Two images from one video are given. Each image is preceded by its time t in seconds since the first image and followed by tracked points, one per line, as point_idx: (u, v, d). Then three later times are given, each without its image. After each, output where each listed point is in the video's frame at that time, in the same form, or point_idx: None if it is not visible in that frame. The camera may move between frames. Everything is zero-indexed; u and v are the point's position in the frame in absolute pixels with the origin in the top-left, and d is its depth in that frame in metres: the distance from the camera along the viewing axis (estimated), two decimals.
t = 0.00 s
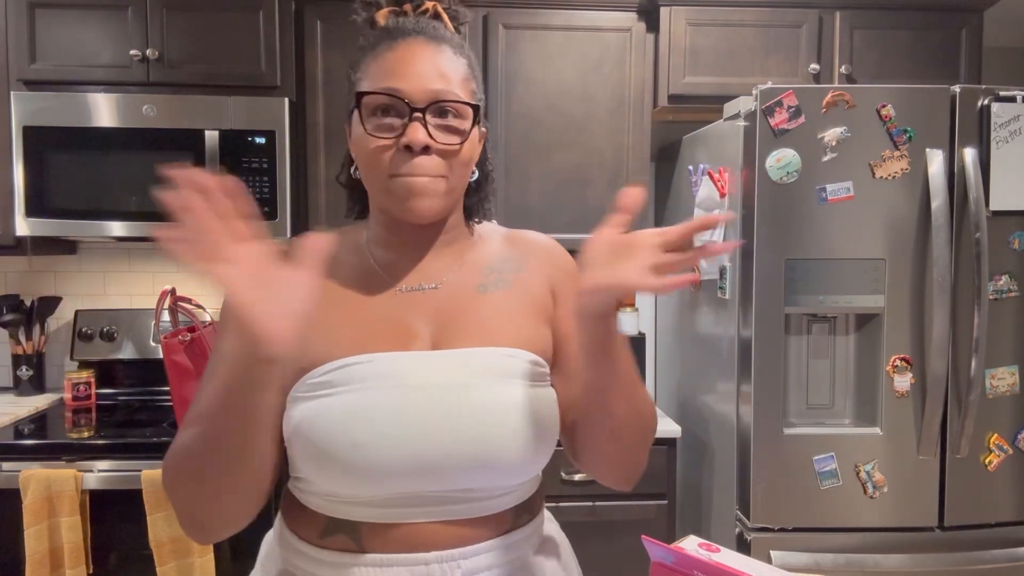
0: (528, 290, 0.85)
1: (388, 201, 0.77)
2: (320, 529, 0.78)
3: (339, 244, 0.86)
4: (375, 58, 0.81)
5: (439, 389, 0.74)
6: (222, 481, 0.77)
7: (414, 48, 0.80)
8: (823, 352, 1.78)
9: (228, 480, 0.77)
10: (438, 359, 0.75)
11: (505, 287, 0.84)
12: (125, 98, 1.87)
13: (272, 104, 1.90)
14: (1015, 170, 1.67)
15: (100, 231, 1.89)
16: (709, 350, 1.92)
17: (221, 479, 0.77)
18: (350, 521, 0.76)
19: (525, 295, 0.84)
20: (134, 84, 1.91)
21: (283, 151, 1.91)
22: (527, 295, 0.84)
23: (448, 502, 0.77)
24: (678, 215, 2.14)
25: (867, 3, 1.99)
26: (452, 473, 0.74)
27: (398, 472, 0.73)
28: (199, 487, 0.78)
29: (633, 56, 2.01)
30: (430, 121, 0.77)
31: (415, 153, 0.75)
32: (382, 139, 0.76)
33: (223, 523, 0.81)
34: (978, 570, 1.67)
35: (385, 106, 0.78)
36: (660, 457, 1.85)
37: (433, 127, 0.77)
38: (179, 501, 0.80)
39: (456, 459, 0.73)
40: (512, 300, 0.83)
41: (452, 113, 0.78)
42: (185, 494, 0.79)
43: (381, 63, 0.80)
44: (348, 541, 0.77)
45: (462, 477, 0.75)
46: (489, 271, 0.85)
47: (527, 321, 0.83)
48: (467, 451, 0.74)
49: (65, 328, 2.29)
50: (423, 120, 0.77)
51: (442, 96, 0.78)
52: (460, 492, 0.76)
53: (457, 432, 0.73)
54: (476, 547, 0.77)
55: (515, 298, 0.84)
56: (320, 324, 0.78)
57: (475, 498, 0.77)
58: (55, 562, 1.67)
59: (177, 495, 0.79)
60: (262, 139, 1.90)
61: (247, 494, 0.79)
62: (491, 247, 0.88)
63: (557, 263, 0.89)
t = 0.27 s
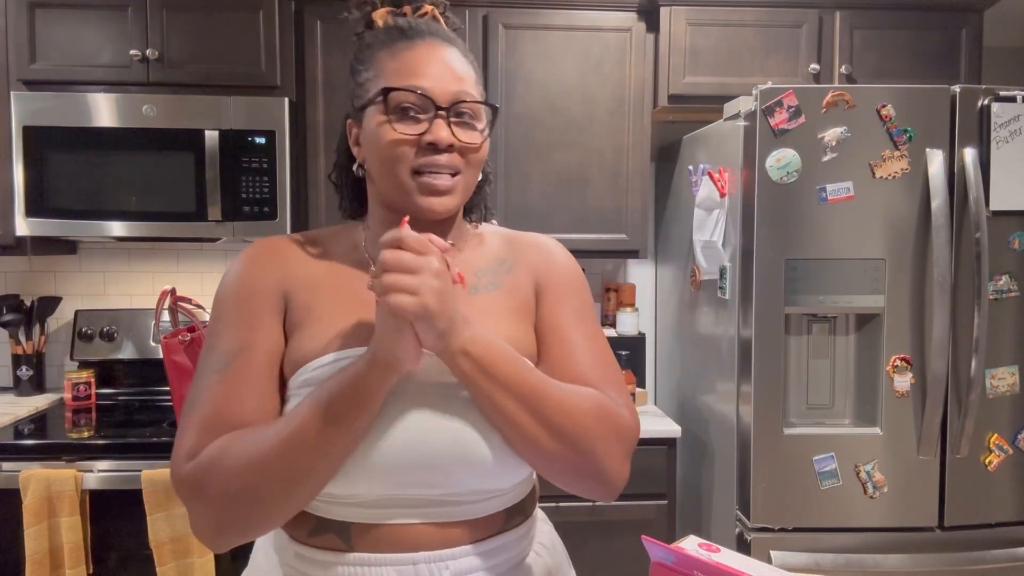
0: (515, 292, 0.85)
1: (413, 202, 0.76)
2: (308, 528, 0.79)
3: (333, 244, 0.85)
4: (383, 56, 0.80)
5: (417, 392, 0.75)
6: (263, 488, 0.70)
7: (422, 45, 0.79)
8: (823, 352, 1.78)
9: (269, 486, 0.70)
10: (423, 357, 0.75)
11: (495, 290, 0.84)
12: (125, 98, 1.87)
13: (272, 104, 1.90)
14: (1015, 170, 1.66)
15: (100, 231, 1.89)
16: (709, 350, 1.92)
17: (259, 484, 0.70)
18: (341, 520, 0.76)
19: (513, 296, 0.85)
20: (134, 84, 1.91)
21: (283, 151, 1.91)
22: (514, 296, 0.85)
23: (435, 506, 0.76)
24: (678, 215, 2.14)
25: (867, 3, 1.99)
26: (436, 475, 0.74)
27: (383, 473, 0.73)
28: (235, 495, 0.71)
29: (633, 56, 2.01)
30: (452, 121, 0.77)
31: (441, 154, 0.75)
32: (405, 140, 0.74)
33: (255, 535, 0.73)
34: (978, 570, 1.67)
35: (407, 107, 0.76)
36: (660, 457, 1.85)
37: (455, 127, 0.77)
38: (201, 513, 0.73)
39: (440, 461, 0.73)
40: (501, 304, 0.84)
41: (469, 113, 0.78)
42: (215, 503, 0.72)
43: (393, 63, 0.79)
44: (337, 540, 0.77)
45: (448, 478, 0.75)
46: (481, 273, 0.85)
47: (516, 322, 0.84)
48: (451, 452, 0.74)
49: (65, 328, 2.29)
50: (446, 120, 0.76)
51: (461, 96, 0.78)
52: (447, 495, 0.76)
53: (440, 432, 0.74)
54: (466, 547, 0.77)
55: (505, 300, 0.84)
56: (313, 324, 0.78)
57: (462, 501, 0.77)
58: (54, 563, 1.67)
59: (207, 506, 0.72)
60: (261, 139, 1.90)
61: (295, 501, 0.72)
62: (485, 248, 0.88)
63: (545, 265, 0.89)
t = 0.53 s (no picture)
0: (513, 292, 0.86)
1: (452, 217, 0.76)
2: (304, 529, 0.79)
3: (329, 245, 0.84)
4: (417, 55, 0.76)
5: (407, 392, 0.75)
6: (260, 489, 0.70)
7: (457, 49, 0.78)
8: (823, 352, 1.78)
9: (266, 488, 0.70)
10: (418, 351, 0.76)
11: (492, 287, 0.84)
12: (125, 98, 1.87)
13: (272, 104, 1.90)
14: (1015, 170, 1.66)
15: (100, 231, 1.89)
16: (709, 350, 1.92)
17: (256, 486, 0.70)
18: (337, 520, 0.76)
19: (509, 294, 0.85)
20: (134, 84, 1.91)
21: (283, 151, 1.91)
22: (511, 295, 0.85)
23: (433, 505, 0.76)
24: (678, 215, 2.14)
25: (867, 3, 1.99)
26: (432, 474, 0.74)
27: (379, 473, 0.73)
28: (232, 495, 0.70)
29: (633, 56, 2.01)
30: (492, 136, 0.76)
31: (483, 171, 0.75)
32: (454, 156, 0.73)
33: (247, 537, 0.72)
34: (978, 570, 1.67)
35: (454, 120, 0.74)
36: (660, 457, 1.85)
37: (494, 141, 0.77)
38: (198, 515, 0.73)
39: (434, 458, 0.73)
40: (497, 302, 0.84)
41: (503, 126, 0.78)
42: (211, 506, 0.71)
43: (433, 66, 0.76)
44: (333, 540, 0.77)
45: (443, 478, 0.75)
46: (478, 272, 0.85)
47: (515, 322, 0.84)
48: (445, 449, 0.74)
49: (65, 328, 2.29)
50: (488, 135, 0.76)
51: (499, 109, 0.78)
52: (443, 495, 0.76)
53: (432, 432, 0.74)
54: (464, 549, 0.77)
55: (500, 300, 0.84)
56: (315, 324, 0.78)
57: (458, 502, 0.77)
58: (54, 563, 1.67)
59: (203, 507, 0.72)
60: (261, 139, 1.90)
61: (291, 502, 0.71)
62: (481, 247, 0.88)
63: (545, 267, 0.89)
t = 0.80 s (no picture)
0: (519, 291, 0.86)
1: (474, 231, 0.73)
2: (317, 532, 0.77)
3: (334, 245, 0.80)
4: (449, 62, 0.73)
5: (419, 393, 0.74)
6: (280, 500, 0.68)
7: (488, 59, 0.75)
8: (823, 352, 1.78)
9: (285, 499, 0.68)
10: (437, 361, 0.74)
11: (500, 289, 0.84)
12: (125, 98, 1.87)
13: (272, 104, 1.90)
14: (1015, 170, 1.66)
15: (100, 231, 1.89)
16: (709, 350, 1.92)
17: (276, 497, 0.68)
18: (351, 523, 0.76)
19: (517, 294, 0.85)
20: (134, 84, 1.91)
21: (283, 151, 1.91)
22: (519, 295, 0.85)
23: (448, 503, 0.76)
24: (678, 216, 2.14)
25: (867, 3, 1.99)
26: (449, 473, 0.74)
27: (397, 477, 0.73)
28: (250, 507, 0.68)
29: (633, 56, 2.01)
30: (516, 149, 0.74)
31: (505, 186, 0.73)
32: (482, 170, 0.71)
33: (261, 548, 0.70)
34: (977, 570, 1.67)
35: (486, 134, 0.71)
36: (660, 457, 1.85)
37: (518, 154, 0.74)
38: (208, 528, 0.70)
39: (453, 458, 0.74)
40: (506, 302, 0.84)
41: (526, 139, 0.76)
42: (225, 519, 0.69)
43: (466, 75, 0.73)
44: (348, 542, 0.76)
45: (458, 477, 0.75)
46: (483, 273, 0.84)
47: (521, 322, 0.84)
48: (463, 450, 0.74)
49: (65, 328, 2.29)
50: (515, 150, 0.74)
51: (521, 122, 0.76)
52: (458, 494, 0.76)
53: (448, 433, 0.73)
54: (475, 546, 0.77)
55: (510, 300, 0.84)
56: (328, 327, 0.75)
57: (469, 500, 0.78)
58: (54, 563, 1.67)
59: (215, 520, 0.69)
60: (261, 139, 1.90)
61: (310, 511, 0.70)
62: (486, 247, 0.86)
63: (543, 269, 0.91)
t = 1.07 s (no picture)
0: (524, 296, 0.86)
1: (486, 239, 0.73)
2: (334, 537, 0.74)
3: (340, 248, 0.76)
4: (472, 68, 0.72)
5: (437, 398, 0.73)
6: (305, 516, 0.65)
7: (509, 68, 0.75)
8: (823, 352, 1.78)
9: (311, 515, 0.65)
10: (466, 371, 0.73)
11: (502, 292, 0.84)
12: (125, 98, 1.87)
13: (272, 104, 1.90)
14: (1015, 170, 1.66)
15: (100, 231, 1.89)
16: (709, 351, 1.92)
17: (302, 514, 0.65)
18: (371, 526, 0.74)
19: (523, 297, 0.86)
20: (134, 84, 1.91)
21: (283, 151, 1.91)
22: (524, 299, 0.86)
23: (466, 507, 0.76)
24: (678, 216, 2.14)
25: (867, 3, 1.99)
26: (471, 478, 0.75)
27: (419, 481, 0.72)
28: (273, 525, 0.65)
29: (633, 56, 2.01)
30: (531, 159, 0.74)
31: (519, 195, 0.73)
32: (500, 179, 0.71)
33: (282, 563, 0.67)
34: (977, 570, 1.67)
35: (506, 142, 0.71)
36: (660, 457, 1.85)
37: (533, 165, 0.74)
38: (227, 543, 0.67)
39: (480, 465, 0.74)
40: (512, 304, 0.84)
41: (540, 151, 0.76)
42: (247, 537, 0.65)
43: (487, 83, 0.73)
44: (369, 546, 0.74)
45: (479, 481, 0.75)
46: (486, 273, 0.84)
47: (528, 325, 0.85)
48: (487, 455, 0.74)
49: (65, 328, 2.29)
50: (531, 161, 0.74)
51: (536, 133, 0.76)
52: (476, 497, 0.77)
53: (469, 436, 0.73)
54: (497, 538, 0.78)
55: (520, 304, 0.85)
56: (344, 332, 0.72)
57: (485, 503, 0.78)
58: (54, 563, 1.67)
59: (236, 537, 0.66)
60: (261, 139, 1.90)
61: (335, 526, 0.67)
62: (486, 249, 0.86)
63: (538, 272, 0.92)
